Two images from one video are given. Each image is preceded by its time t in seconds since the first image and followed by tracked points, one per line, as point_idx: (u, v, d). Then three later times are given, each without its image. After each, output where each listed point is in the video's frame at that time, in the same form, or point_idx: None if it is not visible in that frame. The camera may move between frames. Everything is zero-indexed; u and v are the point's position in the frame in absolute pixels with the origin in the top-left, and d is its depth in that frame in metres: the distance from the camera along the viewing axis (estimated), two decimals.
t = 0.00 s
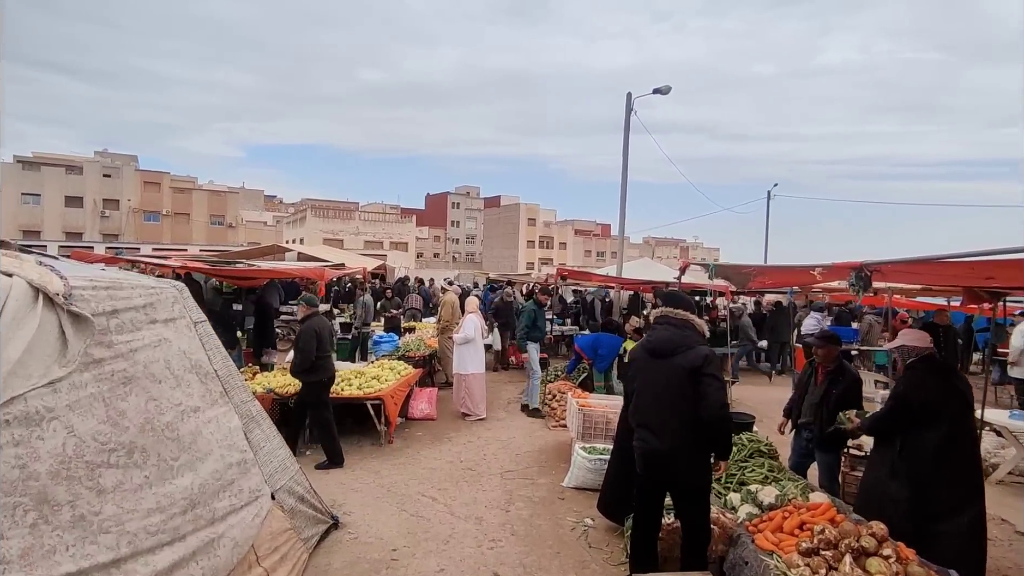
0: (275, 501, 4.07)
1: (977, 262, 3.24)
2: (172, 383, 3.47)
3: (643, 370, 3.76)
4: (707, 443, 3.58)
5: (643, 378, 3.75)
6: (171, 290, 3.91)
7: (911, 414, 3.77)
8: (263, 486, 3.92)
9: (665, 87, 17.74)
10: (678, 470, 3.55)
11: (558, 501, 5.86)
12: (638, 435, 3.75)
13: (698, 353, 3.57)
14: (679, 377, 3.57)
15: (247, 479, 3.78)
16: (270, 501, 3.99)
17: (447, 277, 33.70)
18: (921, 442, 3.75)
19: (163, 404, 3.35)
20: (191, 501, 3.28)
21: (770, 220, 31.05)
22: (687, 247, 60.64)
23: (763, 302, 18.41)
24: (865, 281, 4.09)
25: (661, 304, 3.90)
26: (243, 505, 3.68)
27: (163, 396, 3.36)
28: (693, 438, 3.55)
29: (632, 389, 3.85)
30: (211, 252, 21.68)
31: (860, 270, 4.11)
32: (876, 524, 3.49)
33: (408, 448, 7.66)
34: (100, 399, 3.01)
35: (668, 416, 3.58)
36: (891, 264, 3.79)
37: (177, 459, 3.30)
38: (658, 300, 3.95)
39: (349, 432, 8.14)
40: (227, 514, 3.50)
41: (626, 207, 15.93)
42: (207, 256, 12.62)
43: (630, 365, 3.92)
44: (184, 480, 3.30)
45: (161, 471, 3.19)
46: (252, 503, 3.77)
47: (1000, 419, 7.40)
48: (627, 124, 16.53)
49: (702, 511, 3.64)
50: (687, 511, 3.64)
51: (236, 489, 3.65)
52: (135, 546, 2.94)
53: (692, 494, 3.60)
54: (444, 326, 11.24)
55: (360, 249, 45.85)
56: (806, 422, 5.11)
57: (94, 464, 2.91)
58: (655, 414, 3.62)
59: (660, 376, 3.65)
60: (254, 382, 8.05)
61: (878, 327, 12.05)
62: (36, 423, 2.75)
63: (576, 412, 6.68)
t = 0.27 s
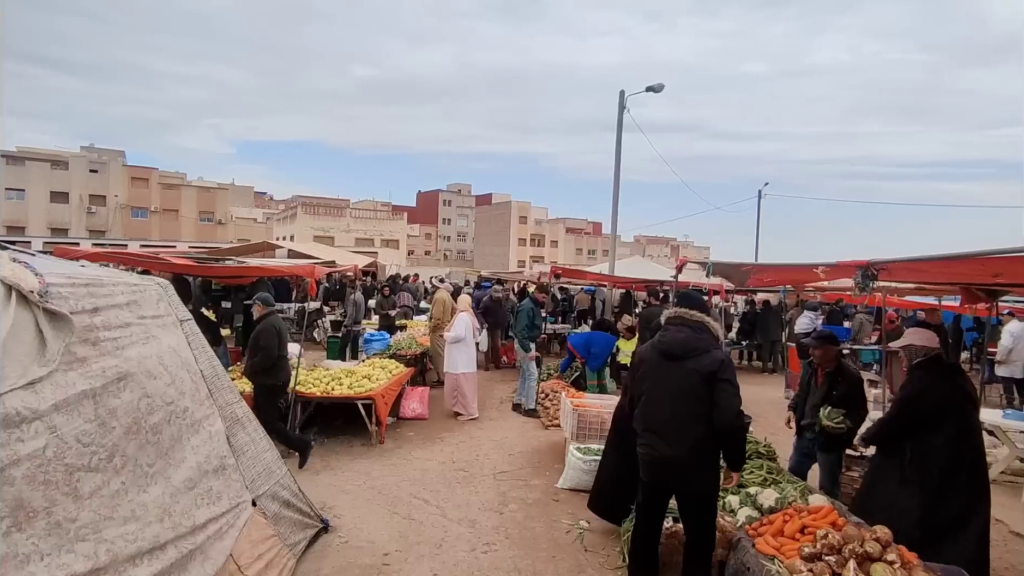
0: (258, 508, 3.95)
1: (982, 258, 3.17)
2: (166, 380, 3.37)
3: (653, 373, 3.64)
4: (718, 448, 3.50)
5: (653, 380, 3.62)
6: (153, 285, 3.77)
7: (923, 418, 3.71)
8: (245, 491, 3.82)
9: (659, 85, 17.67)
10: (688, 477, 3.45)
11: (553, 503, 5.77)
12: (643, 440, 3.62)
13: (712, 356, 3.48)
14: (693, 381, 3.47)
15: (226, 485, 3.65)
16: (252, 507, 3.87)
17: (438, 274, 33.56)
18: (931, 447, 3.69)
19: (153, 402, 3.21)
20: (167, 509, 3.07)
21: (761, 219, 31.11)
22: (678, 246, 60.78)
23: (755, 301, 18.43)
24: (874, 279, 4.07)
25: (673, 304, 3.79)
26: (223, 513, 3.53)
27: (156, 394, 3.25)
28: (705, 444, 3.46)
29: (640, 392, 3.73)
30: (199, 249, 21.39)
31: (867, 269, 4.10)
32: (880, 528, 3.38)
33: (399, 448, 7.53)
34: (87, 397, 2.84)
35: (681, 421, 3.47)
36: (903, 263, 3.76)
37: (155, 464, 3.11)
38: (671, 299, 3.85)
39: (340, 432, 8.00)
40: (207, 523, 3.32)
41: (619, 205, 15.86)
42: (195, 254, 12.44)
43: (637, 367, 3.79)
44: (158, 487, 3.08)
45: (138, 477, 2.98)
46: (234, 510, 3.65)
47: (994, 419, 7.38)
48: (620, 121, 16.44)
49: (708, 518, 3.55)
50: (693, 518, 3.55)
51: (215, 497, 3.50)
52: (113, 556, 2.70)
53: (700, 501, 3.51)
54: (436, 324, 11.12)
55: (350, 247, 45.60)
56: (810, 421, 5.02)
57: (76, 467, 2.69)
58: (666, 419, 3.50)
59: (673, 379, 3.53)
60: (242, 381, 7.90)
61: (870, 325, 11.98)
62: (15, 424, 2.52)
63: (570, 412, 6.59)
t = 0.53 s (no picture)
0: (250, 508, 3.87)
1: (987, 253, 3.14)
2: (154, 376, 3.28)
3: (657, 372, 3.57)
4: (721, 449, 3.46)
5: (657, 379, 3.55)
6: (139, 281, 3.67)
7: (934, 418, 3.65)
8: (236, 490, 3.75)
9: (651, 81, 17.62)
10: (693, 477, 3.40)
11: (547, 502, 5.72)
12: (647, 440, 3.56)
13: (718, 355, 3.46)
14: (700, 381, 3.42)
15: (216, 484, 3.58)
16: (244, 506, 3.79)
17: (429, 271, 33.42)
18: (937, 451, 3.63)
19: (144, 398, 3.12)
20: (154, 510, 3.01)
21: (752, 216, 31.21)
22: (670, 243, 60.91)
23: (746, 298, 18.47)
24: (876, 275, 4.03)
25: (677, 302, 3.75)
26: (213, 513, 3.46)
27: (146, 390, 3.15)
28: (710, 444, 3.42)
29: (642, 391, 3.66)
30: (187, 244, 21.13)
31: (868, 266, 4.07)
32: (879, 528, 3.33)
33: (391, 446, 7.46)
34: (84, 392, 2.72)
35: (687, 421, 3.41)
36: (907, 258, 3.73)
37: (142, 464, 3.03)
38: (674, 296, 3.81)
39: (331, 430, 7.91)
40: (195, 524, 3.26)
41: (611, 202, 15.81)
42: (183, 249, 12.28)
43: (639, 365, 3.73)
44: (146, 487, 3.01)
45: (125, 477, 2.89)
46: (225, 509, 3.59)
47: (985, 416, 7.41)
48: (613, 118, 16.39)
49: (709, 519, 3.51)
50: (695, 520, 3.51)
51: (204, 497, 3.42)
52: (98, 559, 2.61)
53: (703, 502, 3.47)
54: (428, 321, 11.04)
55: (341, 243, 45.33)
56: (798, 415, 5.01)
57: (72, 463, 2.58)
58: (672, 419, 3.44)
59: (679, 378, 3.47)
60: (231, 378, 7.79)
61: (860, 321, 11.99)
62: (10, 420, 2.36)
63: (564, 409, 6.54)
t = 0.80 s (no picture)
0: (243, 504, 3.82)
1: (982, 251, 3.13)
2: (144, 370, 3.22)
3: (654, 369, 3.55)
4: (719, 445, 3.45)
5: (654, 376, 3.53)
6: (125, 275, 3.60)
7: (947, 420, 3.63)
8: (230, 485, 3.70)
9: (644, 77, 17.57)
10: (692, 474, 3.38)
11: (539, 498, 5.69)
12: (644, 438, 3.53)
13: (715, 352, 3.44)
14: (697, 377, 3.41)
15: (212, 478, 3.53)
16: (238, 502, 3.75)
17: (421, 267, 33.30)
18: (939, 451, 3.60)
19: (137, 391, 3.07)
20: (155, 503, 2.97)
21: (743, 215, 31.24)
22: (661, 240, 61.04)
23: (738, 295, 18.53)
24: (870, 271, 4.02)
25: (673, 298, 3.73)
26: (209, 508, 3.42)
27: (138, 383, 3.10)
28: (708, 441, 3.41)
29: (639, 388, 3.63)
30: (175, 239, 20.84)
31: (864, 262, 4.06)
32: (873, 525, 3.32)
33: (383, 443, 7.41)
34: (69, 387, 2.67)
35: (686, 418, 3.40)
36: (901, 255, 3.72)
37: (149, 453, 3.00)
38: (669, 292, 3.79)
39: (322, 427, 7.85)
40: (191, 519, 3.21)
41: (603, 198, 15.79)
42: (171, 244, 12.15)
43: (635, 362, 3.70)
44: (151, 478, 2.98)
45: (135, 466, 2.86)
46: (220, 502, 3.55)
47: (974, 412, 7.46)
48: (606, 114, 16.34)
49: (707, 515, 3.50)
50: (693, 516, 3.50)
51: (201, 491, 3.38)
52: (100, 550, 2.57)
53: (701, 499, 3.45)
54: (420, 316, 10.98)
55: (333, 239, 45.03)
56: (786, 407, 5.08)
57: (75, 453, 2.54)
58: (670, 416, 3.42)
59: (677, 375, 3.45)
60: (221, 374, 7.71)
61: (850, 318, 12.06)
62: None
63: (557, 405, 6.52)
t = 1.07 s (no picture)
0: (237, 499, 3.79)
1: (974, 245, 3.15)
2: (132, 365, 3.19)
3: (646, 364, 3.54)
4: (710, 440, 3.45)
5: (646, 371, 3.52)
6: (111, 271, 3.56)
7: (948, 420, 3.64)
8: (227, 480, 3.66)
9: (637, 73, 17.54)
10: (684, 469, 3.38)
11: (531, 494, 5.69)
12: (636, 433, 3.53)
13: (705, 346, 3.44)
14: (689, 373, 3.40)
15: (212, 471, 3.51)
16: (233, 498, 3.71)
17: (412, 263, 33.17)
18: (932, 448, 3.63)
19: (128, 385, 3.07)
20: (168, 488, 3.01)
21: (735, 211, 31.41)
22: (653, 236, 61.18)
23: (729, 290, 18.60)
24: (861, 265, 4.04)
25: (664, 293, 3.73)
26: (211, 499, 3.42)
27: (126, 378, 3.08)
28: (699, 436, 3.41)
29: (631, 383, 3.63)
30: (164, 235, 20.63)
31: (853, 256, 4.07)
32: (862, 517, 3.31)
33: (374, 439, 7.39)
34: (56, 382, 2.65)
35: (678, 413, 3.39)
36: (892, 249, 3.73)
37: (152, 442, 3.03)
38: (660, 287, 3.79)
39: (313, 423, 7.82)
40: (198, 508, 3.24)
41: (596, 194, 15.79)
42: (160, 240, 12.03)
43: (626, 356, 3.70)
44: (161, 465, 3.03)
45: (141, 452, 2.90)
46: (219, 498, 3.52)
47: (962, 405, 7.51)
48: (598, 109, 16.32)
49: (698, 510, 3.50)
50: (685, 511, 3.50)
51: (205, 481, 3.38)
52: (117, 531, 2.62)
53: (693, 493, 3.46)
54: (411, 312, 10.95)
55: (324, 234, 44.80)
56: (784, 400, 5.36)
57: (73, 443, 2.57)
58: (661, 411, 3.42)
59: (669, 370, 3.44)
60: (210, 371, 7.65)
61: (840, 314, 12.12)
62: None
63: (548, 401, 6.51)
